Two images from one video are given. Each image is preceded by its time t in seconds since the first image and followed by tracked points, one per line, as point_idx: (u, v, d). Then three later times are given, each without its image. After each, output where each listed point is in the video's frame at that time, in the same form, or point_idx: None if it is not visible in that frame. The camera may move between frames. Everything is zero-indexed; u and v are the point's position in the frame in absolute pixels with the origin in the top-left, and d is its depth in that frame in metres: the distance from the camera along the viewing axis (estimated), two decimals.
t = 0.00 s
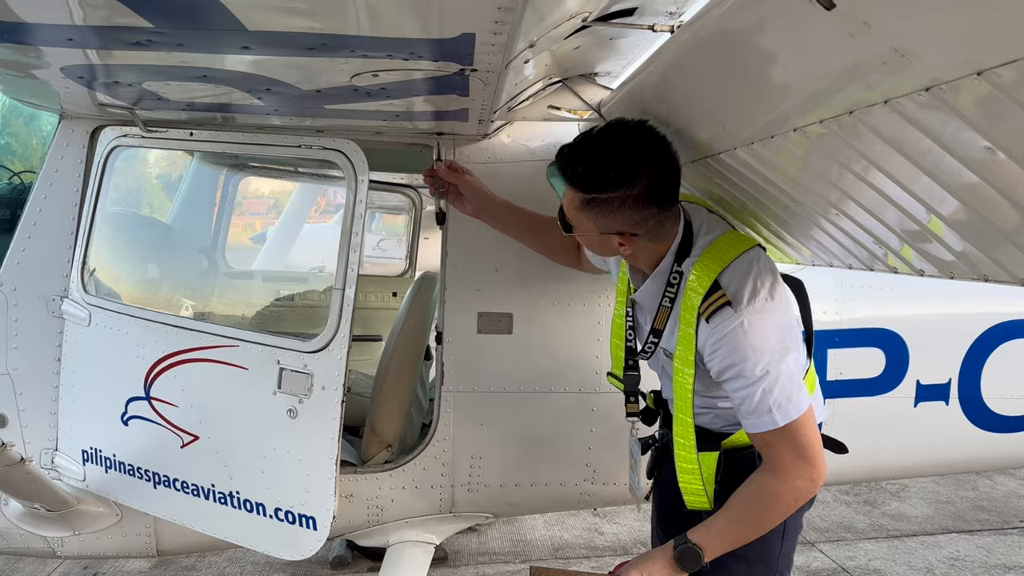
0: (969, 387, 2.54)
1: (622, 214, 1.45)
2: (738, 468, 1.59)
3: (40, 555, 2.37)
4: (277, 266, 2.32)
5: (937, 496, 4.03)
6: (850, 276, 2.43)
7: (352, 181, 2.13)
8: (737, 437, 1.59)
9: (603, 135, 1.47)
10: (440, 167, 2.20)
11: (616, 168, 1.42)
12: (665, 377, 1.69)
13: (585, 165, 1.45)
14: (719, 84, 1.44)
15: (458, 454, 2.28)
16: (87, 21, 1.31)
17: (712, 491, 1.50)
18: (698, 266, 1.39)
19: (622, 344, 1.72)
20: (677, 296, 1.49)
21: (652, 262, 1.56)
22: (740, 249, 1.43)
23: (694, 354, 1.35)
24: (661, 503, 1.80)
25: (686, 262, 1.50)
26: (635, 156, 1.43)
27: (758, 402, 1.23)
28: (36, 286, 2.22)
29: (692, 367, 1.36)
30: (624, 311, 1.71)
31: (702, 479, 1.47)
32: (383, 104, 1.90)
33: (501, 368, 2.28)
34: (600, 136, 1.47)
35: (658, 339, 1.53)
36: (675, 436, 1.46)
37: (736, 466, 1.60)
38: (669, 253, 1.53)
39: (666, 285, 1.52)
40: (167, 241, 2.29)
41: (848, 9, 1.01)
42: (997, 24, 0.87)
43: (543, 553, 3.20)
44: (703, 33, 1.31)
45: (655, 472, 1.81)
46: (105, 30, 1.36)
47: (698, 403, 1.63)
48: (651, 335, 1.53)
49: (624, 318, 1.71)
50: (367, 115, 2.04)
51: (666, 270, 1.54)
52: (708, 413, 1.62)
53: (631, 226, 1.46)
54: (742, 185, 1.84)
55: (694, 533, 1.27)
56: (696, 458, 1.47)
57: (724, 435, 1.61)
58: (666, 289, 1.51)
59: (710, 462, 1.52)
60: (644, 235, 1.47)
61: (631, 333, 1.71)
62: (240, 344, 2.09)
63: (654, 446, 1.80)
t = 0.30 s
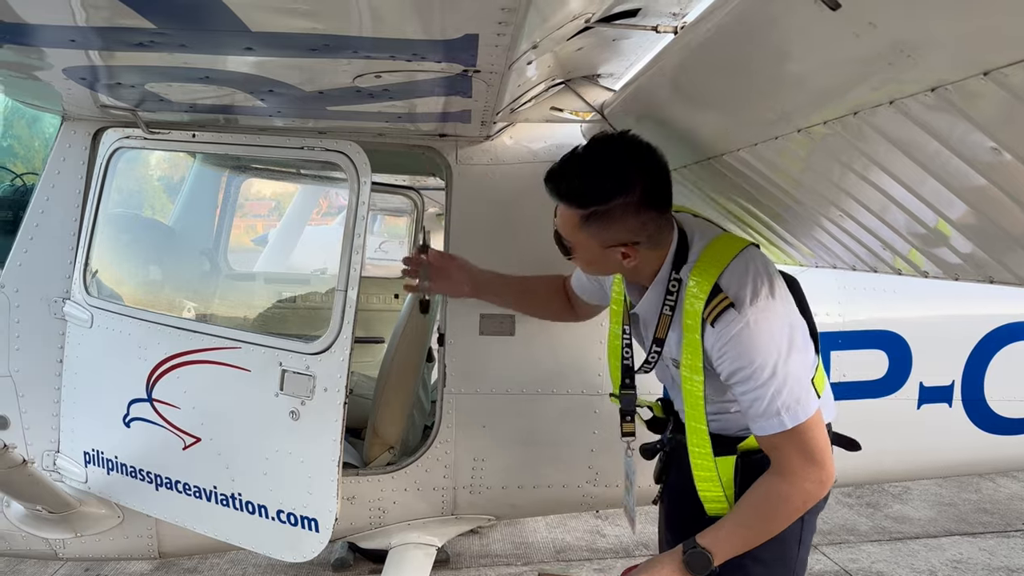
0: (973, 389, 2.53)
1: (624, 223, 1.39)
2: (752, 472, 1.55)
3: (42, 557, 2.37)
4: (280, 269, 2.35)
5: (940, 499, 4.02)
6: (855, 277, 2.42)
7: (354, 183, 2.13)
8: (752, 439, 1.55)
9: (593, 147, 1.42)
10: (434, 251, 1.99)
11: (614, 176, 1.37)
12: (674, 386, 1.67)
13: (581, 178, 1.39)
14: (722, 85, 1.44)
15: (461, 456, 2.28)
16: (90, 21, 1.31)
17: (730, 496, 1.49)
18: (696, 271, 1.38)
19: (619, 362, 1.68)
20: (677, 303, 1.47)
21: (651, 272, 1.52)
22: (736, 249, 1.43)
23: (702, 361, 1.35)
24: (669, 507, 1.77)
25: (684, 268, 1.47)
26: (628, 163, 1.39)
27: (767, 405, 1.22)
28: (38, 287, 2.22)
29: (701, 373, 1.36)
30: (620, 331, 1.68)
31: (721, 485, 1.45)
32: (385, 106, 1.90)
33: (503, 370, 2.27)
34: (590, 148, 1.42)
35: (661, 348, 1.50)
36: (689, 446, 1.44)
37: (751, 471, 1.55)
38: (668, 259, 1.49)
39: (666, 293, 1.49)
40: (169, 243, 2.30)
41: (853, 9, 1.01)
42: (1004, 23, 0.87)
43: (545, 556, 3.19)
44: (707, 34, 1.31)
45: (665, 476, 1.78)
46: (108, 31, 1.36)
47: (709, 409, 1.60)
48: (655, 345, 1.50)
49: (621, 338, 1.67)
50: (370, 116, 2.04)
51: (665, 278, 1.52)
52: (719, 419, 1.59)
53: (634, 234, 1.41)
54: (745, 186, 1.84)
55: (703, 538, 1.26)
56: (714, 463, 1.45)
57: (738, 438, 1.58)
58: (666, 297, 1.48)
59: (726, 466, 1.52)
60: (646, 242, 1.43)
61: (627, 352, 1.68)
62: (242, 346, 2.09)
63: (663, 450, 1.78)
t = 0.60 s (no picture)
0: (974, 391, 2.53)
1: (622, 225, 1.39)
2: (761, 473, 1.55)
3: (43, 558, 2.37)
4: (280, 270, 2.30)
5: (941, 501, 4.01)
6: (854, 279, 2.42)
7: (355, 184, 2.13)
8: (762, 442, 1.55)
9: (579, 159, 1.42)
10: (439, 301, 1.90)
11: (606, 181, 1.37)
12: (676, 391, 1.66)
13: (574, 187, 1.38)
14: (722, 85, 1.44)
15: (462, 457, 2.27)
16: (91, 22, 1.31)
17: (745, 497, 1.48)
18: (687, 274, 1.38)
19: (612, 375, 1.65)
20: (670, 308, 1.46)
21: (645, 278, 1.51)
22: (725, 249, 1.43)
23: (701, 365, 1.35)
24: (679, 512, 1.75)
25: (676, 272, 1.45)
26: (617, 168, 1.40)
27: (768, 404, 1.22)
28: (40, 288, 2.23)
29: (701, 377, 1.35)
30: (614, 343, 1.66)
31: (732, 488, 1.44)
32: (386, 107, 1.91)
33: (503, 372, 2.27)
34: (576, 161, 1.42)
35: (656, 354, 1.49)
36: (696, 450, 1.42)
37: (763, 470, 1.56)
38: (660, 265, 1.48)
39: (658, 299, 1.47)
40: (170, 244, 2.30)
41: (852, 10, 1.01)
42: (1003, 23, 0.87)
43: (546, 557, 3.19)
44: (707, 35, 1.31)
45: (674, 480, 1.77)
46: (109, 32, 1.36)
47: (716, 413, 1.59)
48: (649, 351, 1.49)
49: (615, 350, 1.66)
50: (370, 117, 2.04)
51: (657, 286, 1.49)
52: (727, 422, 1.59)
53: (633, 236, 1.41)
54: (745, 186, 1.84)
55: (715, 546, 1.25)
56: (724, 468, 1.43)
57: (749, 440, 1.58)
58: (658, 302, 1.47)
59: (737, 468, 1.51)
60: (644, 244, 1.43)
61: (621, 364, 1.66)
62: (243, 346, 2.09)
63: (672, 455, 1.77)
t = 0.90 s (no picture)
0: (974, 392, 2.53)
1: (638, 228, 1.39)
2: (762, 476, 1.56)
3: (44, 559, 2.37)
4: (281, 271, 2.30)
5: (942, 502, 4.01)
6: (854, 281, 2.43)
7: (356, 186, 2.13)
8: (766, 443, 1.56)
9: (592, 162, 1.41)
10: (436, 321, 1.84)
11: (622, 184, 1.37)
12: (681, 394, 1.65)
13: (591, 189, 1.37)
14: (722, 88, 1.44)
15: (463, 459, 2.28)
16: (94, 25, 1.31)
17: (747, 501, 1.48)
18: (694, 278, 1.38)
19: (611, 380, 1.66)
20: (676, 312, 1.45)
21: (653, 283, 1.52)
22: (730, 254, 1.43)
23: (707, 370, 1.33)
24: (679, 514, 1.74)
25: (683, 277, 1.45)
26: (630, 172, 1.40)
27: (775, 409, 1.22)
28: (42, 290, 2.23)
29: (707, 382, 1.33)
30: (616, 348, 1.68)
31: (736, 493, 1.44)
32: (388, 109, 1.91)
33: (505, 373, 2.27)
34: (588, 164, 1.41)
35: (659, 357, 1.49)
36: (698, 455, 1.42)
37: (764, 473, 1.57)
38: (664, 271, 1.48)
39: (664, 303, 1.47)
40: (172, 246, 2.29)
41: (852, 13, 1.02)
42: (1002, 27, 0.88)
43: (547, 559, 3.19)
44: (707, 39, 1.31)
45: (673, 483, 1.76)
46: (112, 35, 1.37)
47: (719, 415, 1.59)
48: (653, 353, 1.49)
49: (615, 356, 1.67)
50: (372, 120, 2.04)
51: (664, 291, 1.48)
52: (730, 424, 1.58)
53: (648, 238, 1.41)
54: (744, 188, 1.85)
55: (717, 550, 1.24)
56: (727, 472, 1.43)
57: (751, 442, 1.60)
58: (664, 306, 1.46)
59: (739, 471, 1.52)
60: (657, 247, 1.44)
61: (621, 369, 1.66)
62: (244, 348, 2.09)
63: (671, 458, 1.77)
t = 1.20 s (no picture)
0: (974, 393, 2.53)
1: (657, 230, 1.38)
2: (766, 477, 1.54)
3: (45, 560, 2.38)
4: (282, 273, 2.33)
5: (943, 504, 4.01)
6: (853, 282, 2.43)
7: (357, 187, 2.13)
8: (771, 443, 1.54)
9: (611, 163, 1.40)
10: (435, 328, 1.84)
11: (643, 186, 1.36)
12: (692, 397, 1.62)
13: (611, 190, 1.35)
14: (723, 90, 1.44)
15: (463, 460, 2.28)
16: (95, 27, 1.32)
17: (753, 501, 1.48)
18: (707, 281, 1.37)
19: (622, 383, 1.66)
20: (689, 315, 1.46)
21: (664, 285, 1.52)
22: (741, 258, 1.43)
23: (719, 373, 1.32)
24: (679, 515, 1.74)
25: (696, 280, 1.46)
26: (649, 174, 1.39)
27: (786, 411, 1.23)
28: (43, 291, 2.23)
29: (718, 385, 1.33)
30: (625, 350, 1.67)
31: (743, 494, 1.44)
32: (388, 111, 1.92)
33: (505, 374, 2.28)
34: (606, 165, 1.40)
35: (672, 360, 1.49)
36: (708, 457, 1.41)
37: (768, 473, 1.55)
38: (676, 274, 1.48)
39: (677, 306, 1.48)
40: (173, 248, 2.30)
41: (851, 16, 1.02)
42: (1000, 29, 0.88)
43: (547, 560, 3.19)
44: (707, 41, 1.31)
45: (673, 484, 1.76)
46: (113, 37, 1.37)
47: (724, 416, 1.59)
48: (665, 356, 1.49)
49: (625, 357, 1.67)
50: (373, 121, 2.05)
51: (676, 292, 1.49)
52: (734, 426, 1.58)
53: (665, 241, 1.40)
54: (746, 190, 1.85)
55: (723, 550, 1.24)
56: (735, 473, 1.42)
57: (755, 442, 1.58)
58: (677, 309, 1.47)
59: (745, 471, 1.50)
60: (674, 249, 1.43)
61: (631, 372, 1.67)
62: (244, 349, 2.10)
63: (670, 459, 1.76)
